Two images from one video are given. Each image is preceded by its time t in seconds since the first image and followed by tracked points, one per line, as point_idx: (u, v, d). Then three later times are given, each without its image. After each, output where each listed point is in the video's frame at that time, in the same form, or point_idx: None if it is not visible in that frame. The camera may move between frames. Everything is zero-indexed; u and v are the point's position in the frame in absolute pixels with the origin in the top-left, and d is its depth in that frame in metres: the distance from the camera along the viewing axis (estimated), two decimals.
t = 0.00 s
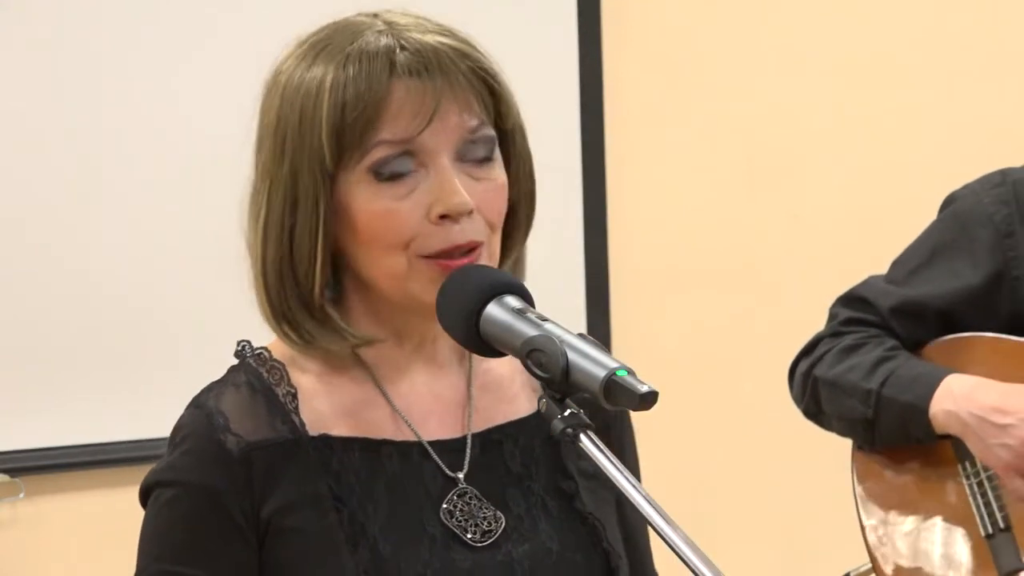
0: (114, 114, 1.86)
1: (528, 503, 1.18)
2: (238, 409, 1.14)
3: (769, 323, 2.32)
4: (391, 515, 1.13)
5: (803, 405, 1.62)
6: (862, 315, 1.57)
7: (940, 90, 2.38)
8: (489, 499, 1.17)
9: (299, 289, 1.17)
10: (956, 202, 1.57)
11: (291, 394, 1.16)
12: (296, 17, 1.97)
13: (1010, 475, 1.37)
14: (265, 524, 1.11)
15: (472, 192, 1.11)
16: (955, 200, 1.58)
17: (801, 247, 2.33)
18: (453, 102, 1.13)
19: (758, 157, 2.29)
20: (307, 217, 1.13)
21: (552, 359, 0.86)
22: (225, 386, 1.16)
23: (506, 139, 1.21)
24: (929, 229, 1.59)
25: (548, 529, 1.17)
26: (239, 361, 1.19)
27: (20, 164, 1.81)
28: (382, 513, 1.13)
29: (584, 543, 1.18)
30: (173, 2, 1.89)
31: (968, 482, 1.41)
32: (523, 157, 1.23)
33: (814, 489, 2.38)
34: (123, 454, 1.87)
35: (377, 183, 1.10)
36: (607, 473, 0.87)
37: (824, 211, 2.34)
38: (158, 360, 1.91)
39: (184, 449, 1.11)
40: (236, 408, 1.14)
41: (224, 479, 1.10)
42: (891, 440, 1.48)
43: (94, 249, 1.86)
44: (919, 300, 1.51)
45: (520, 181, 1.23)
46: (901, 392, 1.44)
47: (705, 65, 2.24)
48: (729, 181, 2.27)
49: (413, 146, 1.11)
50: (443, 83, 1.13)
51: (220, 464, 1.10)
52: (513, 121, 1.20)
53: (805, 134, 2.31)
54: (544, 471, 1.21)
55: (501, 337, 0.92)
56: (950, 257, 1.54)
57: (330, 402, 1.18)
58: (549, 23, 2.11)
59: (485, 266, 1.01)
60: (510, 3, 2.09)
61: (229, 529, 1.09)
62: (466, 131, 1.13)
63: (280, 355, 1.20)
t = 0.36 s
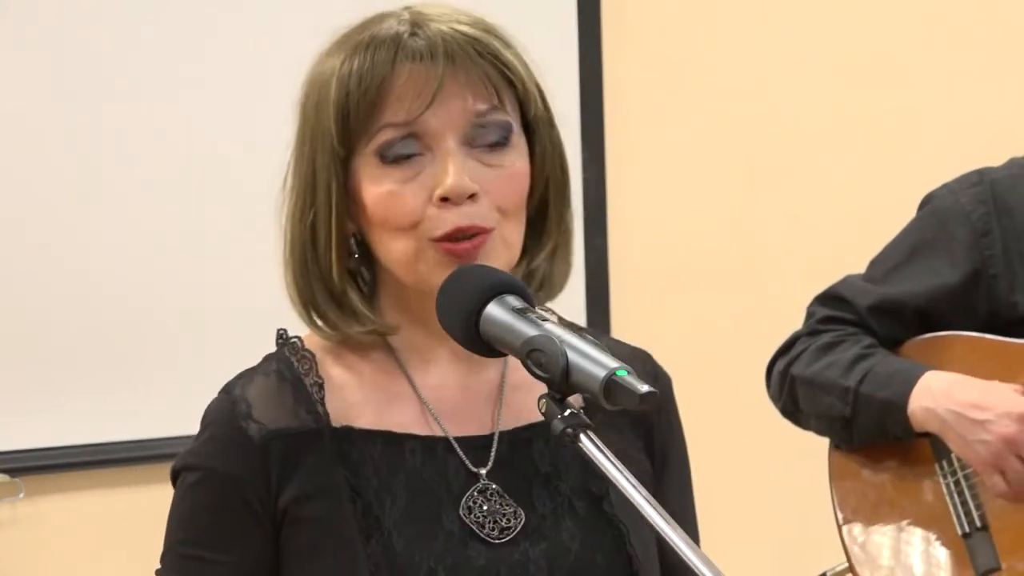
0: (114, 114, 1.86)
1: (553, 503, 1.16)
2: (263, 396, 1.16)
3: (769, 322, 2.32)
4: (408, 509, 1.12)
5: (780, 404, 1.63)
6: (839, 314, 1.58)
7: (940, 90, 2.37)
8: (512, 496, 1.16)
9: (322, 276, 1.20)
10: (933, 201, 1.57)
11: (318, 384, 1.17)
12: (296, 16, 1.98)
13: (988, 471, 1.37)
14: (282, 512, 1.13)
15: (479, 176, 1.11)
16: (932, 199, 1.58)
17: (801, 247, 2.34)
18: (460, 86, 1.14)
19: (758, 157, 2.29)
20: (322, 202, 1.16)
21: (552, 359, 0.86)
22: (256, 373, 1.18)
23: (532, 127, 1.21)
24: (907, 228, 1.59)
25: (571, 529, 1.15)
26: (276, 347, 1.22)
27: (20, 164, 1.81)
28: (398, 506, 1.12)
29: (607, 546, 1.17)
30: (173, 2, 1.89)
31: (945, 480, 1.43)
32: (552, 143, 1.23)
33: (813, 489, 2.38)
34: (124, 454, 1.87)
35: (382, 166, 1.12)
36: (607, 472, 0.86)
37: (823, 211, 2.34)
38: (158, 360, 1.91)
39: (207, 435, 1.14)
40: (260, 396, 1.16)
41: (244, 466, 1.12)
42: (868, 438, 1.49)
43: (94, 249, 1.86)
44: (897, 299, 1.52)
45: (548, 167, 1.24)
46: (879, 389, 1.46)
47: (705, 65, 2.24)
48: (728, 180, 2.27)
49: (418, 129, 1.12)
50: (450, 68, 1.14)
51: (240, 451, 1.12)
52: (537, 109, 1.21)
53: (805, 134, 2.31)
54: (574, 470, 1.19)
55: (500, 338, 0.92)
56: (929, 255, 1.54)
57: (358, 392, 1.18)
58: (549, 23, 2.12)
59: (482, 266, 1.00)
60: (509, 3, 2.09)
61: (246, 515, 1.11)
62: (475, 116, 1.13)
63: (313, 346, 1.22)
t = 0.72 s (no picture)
0: (115, 115, 1.86)
1: (566, 504, 1.16)
2: (283, 384, 1.17)
3: (770, 323, 2.32)
4: (415, 503, 1.13)
5: (759, 404, 1.62)
6: (818, 313, 1.58)
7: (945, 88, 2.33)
8: (525, 496, 1.15)
9: (348, 270, 1.21)
10: (914, 202, 1.57)
11: (337, 375, 1.18)
12: (296, 17, 1.98)
13: (969, 466, 1.36)
14: (291, 499, 1.14)
15: (500, 187, 1.09)
16: (914, 201, 1.57)
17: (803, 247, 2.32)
18: (489, 95, 1.12)
19: (758, 156, 2.29)
20: (350, 198, 1.17)
21: (552, 359, 0.86)
22: (280, 361, 1.20)
23: (567, 142, 1.19)
24: (888, 229, 1.59)
25: (581, 532, 1.15)
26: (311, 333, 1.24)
27: (19, 165, 1.81)
28: (406, 499, 1.13)
29: (618, 552, 1.16)
30: (173, 2, 1.89)
31: (925, 480, 1.43)
32: (586, 157, 1.22)
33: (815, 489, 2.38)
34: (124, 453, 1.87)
35: (405, 168, 1.11)
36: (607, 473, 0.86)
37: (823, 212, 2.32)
38: (158, 359, 1.90)
39: (226, 420, 1.16)
40: (280, 384, 1.17)
41: (256, 452, 1.14)
42: (848, 436, 1.48)
43: (94, 249, 1.86)
44: (877, 299, 1.52)
45: (579, 182, 1.22)
46: (857, 386, 1.45)
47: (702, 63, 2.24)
48: (728, 179, 2.27)
49: (442, 135, 1.11)
50: (481, 76, 1.12)
51: (254, 437, 1.14)
52: (570, 124, 1.18)
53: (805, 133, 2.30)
54: (592, 473, 1.18)
55: (500, 338, 0.92)
56: (910, 256, 1.53)
57: (376, 387, 1.19)
58: (548, 24, 2.12)
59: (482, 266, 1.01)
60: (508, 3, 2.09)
61: (256, 500, 1.13)
62: (502, 127, 1.11)
63: (339, 339, 1.23)
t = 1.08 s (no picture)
0: (115, 115, 1.86)
1: (579, 512, 1.15)
2: (304, 378, 1.18)
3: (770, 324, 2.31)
4: (426, 502, 1.12)
5: (746, 403, 1.59)
6: (806, 313, 1.55)
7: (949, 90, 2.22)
8: (538, 501, 1.14)
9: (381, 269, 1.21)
10: (902, 202, 1.54)
11: (359, 372, 1.18)
12: (296, 17, 1.99)
13: (955, 467, 1.33)
14: (303, 492, 1.14)
15: (519, 199, 1.08)
16: (903, 201, 1.55)
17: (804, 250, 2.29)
18: (514, 105, 1.11)
19: (758, 156, 2.30)
20: (380, 198, 1.18)
21: (552, 360, 0.86)
22: (305, 355, 1.21)
23: (597, 157, 1.18)
24: (877, 229, 1.56)
25: (591, 541, 1.14)
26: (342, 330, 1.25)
27: (19, 165, 1.81)
28: (417, 498, 1.13)
29: (627, 563, 1.15)
30: (173, 2, 1.89)
31: (913, 480, 1.39)
32: (618, 172, 1.19)
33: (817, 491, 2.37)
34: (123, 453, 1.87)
35: (428, 172, 1.12)
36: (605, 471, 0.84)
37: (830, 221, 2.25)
38: (157, 359, 1.90)
39: (246, 411, 1.16)
40: (302, 377, 1.18)
41: (272, 444, 1.14)
42: (836, 436, 1.45)
43: (94, 249, 1.86)
44: (866, 297, 1.49)
45: (611, 199, 1.20)
46: (845, 386, 1.42)
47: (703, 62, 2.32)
48: (728, 176, 2.32)
49: (465, 142, 1.10)
50: (508, 86, 1.11)
51: (271, 430, 1.14)
52: (601, 139, 1.17)
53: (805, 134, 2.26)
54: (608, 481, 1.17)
55: (501, 339, 0.92)
56: (899, 255, 1.51)
57: (396, 385, 1.19)
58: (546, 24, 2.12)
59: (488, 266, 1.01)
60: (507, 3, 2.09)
61: (269, 492, 1.13)
62: (526, 138, 1.10)
63: (366, 336, 1.23)
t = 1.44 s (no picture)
0: (115, 114, 1.86)
1: (580, 515, 1.10)
2: (311, 375, 1.15)
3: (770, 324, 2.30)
4: (425, 502, 1.09)
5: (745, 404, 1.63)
6: (805, 315, 1.59)
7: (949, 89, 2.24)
8: (538, 503, 1.10)
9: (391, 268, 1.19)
10: (902, 204, 1.57)
11: (366, 371, 1.15)
12: (295, 17, 1.98)
13: (955, 469, 1.36)
14: (304, 490, 1.11)
15: (524, 193, 1.06)
16: (903, 203, 1.58)
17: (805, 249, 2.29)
18: (520, 99, 1.09)
19: (759, 156, 2.28)
20: (391, 195, 1.16)
21: (551, 360, 0.86)
22: (316, 353, 1.18)
23: (605, 153, 1.15)
24: (876, 231, 1.60)
25: (590, 544, 1.09)
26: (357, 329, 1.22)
27: (19, 165, 1.81)
28: (417, 497, 1.09)
29: (624, 566, 1.10)
30: (173, 2, 1.89)
31: (912, 482, 1.44)
32: (626, 168, 1.17)
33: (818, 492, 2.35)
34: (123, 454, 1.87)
35: (436, 167, 1.10)
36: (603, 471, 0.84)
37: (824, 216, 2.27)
38: (157, 359, 1.90)
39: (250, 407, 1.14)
40: (309, 374, 1.15)
41: (275, 441, 1.11)
42: (833, 436, 1.50)
43: (94, 249, 1.86)
44: (865, 298, 1.53)
45: (620, 194, 1.17)
46: (844, 388, 1.46)
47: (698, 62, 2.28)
48: (728, 177, 2.29)
49: (471, 137, 1.09)
50: (513, 79, 1.09)
51: (274, 426, 1.11)
52: (608, 135, 1.14)
53: (803, 134, 2.27)
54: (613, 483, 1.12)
55: (501, 339, 0.92)
56: (899, 257, 1.54)
57: (403, 385, 1.16)
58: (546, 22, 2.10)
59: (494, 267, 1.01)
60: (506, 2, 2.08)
61: (269, 490, 1.10)
62: (532, 132, 1.09)
63: (378, 337, 1.20)
